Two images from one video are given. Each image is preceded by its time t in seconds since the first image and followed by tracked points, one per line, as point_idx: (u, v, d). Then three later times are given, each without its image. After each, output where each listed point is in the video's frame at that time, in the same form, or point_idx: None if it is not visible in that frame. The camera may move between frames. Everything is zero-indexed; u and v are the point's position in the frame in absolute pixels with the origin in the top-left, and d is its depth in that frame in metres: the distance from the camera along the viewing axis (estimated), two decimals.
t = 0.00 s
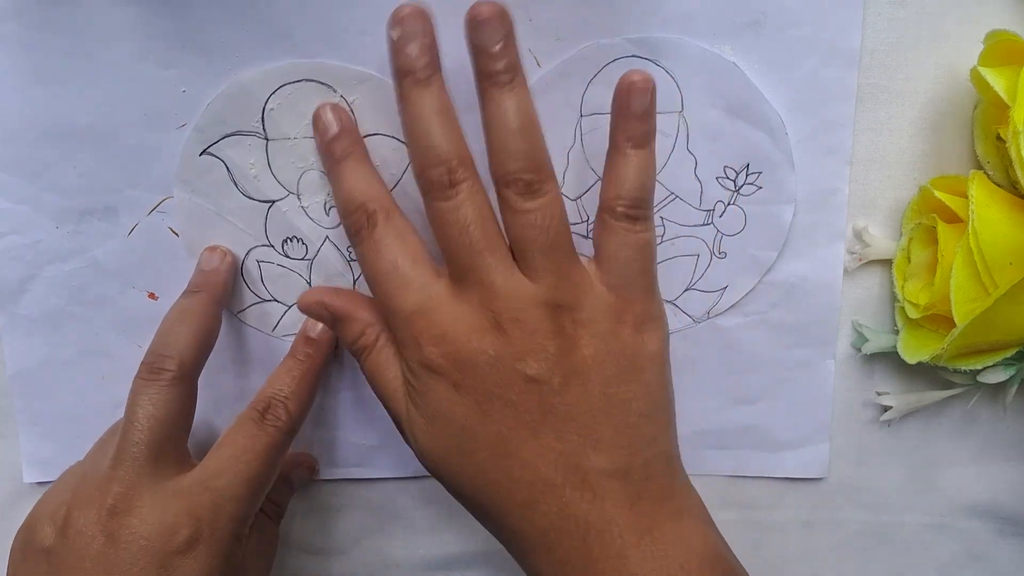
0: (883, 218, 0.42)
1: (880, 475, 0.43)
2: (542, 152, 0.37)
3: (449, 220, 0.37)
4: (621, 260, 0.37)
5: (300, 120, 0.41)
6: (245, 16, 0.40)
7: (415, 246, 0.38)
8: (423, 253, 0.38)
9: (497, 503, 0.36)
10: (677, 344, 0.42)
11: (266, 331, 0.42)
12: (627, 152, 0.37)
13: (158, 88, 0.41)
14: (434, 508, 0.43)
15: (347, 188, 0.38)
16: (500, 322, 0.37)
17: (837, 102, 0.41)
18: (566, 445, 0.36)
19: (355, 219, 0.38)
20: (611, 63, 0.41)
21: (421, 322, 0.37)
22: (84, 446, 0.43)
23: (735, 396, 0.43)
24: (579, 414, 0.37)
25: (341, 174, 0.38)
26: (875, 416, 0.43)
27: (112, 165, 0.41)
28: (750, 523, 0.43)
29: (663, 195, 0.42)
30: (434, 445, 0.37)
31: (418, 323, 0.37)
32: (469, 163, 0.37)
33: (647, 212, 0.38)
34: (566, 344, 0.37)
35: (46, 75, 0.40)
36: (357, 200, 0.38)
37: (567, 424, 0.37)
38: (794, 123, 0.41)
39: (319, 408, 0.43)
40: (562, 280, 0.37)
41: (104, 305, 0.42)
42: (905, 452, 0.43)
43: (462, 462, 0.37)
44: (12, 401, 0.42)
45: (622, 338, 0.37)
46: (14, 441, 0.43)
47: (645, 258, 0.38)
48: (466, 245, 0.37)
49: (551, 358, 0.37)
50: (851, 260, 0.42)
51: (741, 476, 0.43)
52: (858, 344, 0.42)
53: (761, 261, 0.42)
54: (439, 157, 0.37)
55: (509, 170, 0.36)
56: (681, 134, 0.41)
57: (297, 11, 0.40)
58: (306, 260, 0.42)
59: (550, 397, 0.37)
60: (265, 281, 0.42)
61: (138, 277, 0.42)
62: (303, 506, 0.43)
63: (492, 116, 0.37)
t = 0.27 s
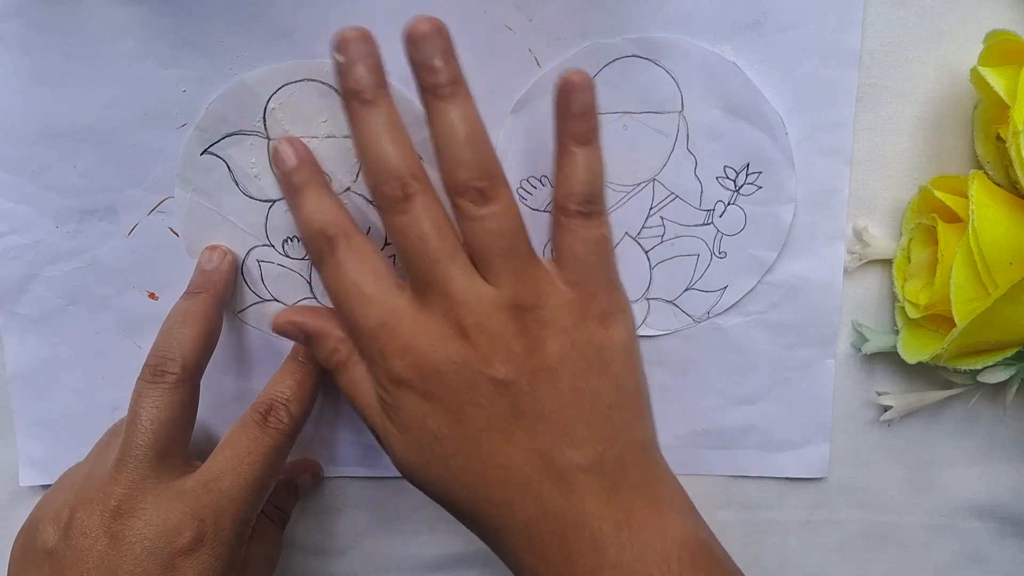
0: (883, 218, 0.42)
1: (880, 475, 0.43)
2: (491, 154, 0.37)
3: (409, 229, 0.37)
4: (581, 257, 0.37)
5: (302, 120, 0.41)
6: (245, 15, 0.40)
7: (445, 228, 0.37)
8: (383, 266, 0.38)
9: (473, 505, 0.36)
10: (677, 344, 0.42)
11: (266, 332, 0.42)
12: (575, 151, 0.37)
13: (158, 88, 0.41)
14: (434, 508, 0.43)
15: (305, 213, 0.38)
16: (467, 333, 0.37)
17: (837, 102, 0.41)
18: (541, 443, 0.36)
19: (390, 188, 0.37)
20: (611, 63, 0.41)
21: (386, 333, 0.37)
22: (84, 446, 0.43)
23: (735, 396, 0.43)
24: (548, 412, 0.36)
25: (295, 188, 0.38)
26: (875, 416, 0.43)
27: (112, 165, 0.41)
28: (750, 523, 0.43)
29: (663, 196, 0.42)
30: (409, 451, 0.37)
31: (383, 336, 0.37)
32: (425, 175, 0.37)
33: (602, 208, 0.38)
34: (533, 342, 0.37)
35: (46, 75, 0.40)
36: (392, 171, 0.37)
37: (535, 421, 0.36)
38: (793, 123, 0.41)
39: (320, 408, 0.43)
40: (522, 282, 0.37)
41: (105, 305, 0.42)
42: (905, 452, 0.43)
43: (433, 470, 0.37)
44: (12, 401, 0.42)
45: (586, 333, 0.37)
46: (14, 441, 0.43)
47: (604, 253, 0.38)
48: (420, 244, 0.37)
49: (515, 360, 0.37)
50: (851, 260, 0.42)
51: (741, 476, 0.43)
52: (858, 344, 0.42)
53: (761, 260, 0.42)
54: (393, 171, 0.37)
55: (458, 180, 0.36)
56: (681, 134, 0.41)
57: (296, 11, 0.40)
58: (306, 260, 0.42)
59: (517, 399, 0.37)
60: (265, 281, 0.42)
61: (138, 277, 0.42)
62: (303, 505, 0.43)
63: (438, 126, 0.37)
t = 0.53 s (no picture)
0: (883, 218, 0.42)
1: (880, 475, 0.43)
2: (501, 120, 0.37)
3: (411, 183, 0.36)
4: (580, 224, 0.37)
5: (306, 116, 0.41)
6: (245, 16, 0.40)
7: (369, 208, 0.37)
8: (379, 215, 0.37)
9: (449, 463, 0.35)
10: (677, 345, 0.42)
11: (266, 332, 0.42)
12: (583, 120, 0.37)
13: (158, 88, 0.41)
14: (435, 508, 0.43)
15: (304, 153, 0.37)
16: (458, 285, 0.36)
17: (837, 102, 0.41)
18: (523, 408, 0.35)
19: (312, 184, 0.37)
20: (612, 63, 0.41)
21: (383, 281, 0.36)
22: (85, 445, 0.43)
23: (735, 396, 0.43)
24: (535, 377, 0.35)
25: (298, 138, 0.37)
26: (875, 416, 0.43)
27: (112, 165, 0.41)
28: (750, 523, 0.43)
29: (663, 196, 0.42)
30: (392, 407, 0.36)
31: (379, 288, 0.36)
32: (432, 129, 0.37)
33: (602, 178, 0.38)
34: (524, 311, 0.36)
35: (47, 75, 0.40)
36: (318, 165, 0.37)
37: (529, 370, 0.35)
38: (793, 123, 0.41)
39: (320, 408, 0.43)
40: (519, 242, 0.36)
41: (104, 305, 0.42)
42: (905, 452, 0.43)
43: (422, 428, 0.35)
44: (12, 401, 0.42)
45: (577, 304, 0.37)
46: (13, 441, 0.43)
47: (600, 222, 0.38)
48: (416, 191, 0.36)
49: (513, 259, 0.36)
50: (851, 260, 0.42)
51: (741, 477, 0.43)
52: (858, 344, 0.42)
53: (761, 260, 0.42)
54: (403, 123, 0.36)
55: (467, 133, 0.36)
56: (681, 134, 0.41)
57: (297, 11, 0.40)
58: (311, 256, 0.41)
59: (505, 362, 0.35)
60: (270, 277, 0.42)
61: (138, 277, 0.42)
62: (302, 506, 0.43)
63: (450, 82, 0.36)
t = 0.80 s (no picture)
0: (883, 218, 0.42)
1: (880, 475, 0.43)
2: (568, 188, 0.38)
3: (477, 248, 0.38)
4: (635, 293, 0.38)
5: (306, 115, 0.41)
6: (245, 16, 0.40)
7: (434, 271, 0.39)
8: (442, 279, 0.39)
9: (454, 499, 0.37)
10: (676, 345, 0.42)
11: (266, 332, 0.42)
12: (648, 193, 0.39)
13: (158, 89, 0.41)
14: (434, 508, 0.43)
15: (375, 212, 0.39)
16: (518, 355, 0.38)
17: (837, 102, 0.41)
18: (576, 477, 0.38)
19: (379, 239, 0.39)
20: (611, 62, 0.41)
21: (435, 348, 0.38)
22: (85, 446, 0.43)
23: (735, 396, 0.43)
24: (588, 446, 0.38)
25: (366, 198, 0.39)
26: (875, 416, 0.43)
27: (112, 165, 0.41)
28: (749, 522, 0.43)
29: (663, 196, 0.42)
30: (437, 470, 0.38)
31: (433, 351, 0.38)
32: (501, 195, 0.38)
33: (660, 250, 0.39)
34: (579, 379, 0.38)
35: (46, 75, 0.40)
36: (381, 221, 0.39)
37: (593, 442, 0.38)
38: (793, 123, 0.41)
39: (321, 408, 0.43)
40: (576, 315, 0.38)
41: (104, 305, 0.42)
42: (905, 452, 0.43)
43: (470, 494, 0.38)
44: (12, 401, 0.42)
45: (630, 371, 0.38)
46: (14, 441, 0.43)
47: (657, 296, 0.39)
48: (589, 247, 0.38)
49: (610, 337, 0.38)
50: (851, 260, 0.42)
51: (741, 476, 0.43)
52: (858, 344, 0.42)
53: (761, 260, 0.42)
54: (471, 189, 0.38)
55: (535, 205, 0.37)
56: (681, 134, 0.41)
57: (296, 11, 0.40)
58: (312, 254, 0.42)
59: (560, 431, 0.38)
60: (271, 277, 0.42)
61: (138, 277, 0.42)
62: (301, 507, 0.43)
63: (522, 150, 0.38)
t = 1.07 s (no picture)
0: (883, 218, 0.42)
1: (880, 475, 0.43)
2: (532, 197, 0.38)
3: (442, 263, 0.37)
4: (606, 300, 0.38)
5: (307, 113, 0.41)
6: (246, 16, 0.40)
7: (407, 287, 0.38)
8: (415, 295, 0.38)
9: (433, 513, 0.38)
10: (677, 345, 0.42)
11: (266, 332, 0.42)
12: (609, 201, 0.38)
13: (158, 89, 0.41)
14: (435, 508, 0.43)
15: (337, 233, 0.38)
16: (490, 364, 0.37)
17: (836, 102, 0.41)
18: (554, 478, 0.38)
19: (346, 264, 0.38)
20: (611, 63, 0.41)
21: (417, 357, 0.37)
22: (85, 446, 0.43)
23: (735, 396, 0.43)
24: (565, 449, 0.38)
25: (331, 218, 0.38)
26: (876, 416, 0.43)
27: (112, 165, 0.41)
28: (750, 522, 0.43)
29: (663, 195, 0.42)
30: (422, 475, 0.38)
31: (411, 364, 0.37)
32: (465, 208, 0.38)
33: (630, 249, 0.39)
34: (555, 381, 0.38)
35: (47, 75, 0.40)
36: (348, 244, 0.38)
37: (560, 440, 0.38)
38: (793, 123, 0.41)
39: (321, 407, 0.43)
40: (551, 322, 0.38)
41: (104, 305, 0.42)
42: (905, 452, 0.43)
43: (452, 497, 0.38)
44: (12, 401, 0.42)
45: (605, 375, 0.38)
46: (14, 441, 0.43)
47: (631, 299, 0.39)
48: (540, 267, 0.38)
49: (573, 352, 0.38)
50: (851, 260, 0.42)
51: (741, 476, 0.43)
52: (858, 344, 0.42)
53: (761, 261, 0.42)
54: (437, 203, 0.37)
55: (500, 215, 0.37)
56: (681, 134, 0.41)
57: (296, 11, 0.40)
58: (313, 252, 0.42)
59: (537, 433, 0.38)
60: (272, 275, 0.42)
61: (138, 277, 0.42)
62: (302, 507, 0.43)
63: (485, 167, 0.37)
